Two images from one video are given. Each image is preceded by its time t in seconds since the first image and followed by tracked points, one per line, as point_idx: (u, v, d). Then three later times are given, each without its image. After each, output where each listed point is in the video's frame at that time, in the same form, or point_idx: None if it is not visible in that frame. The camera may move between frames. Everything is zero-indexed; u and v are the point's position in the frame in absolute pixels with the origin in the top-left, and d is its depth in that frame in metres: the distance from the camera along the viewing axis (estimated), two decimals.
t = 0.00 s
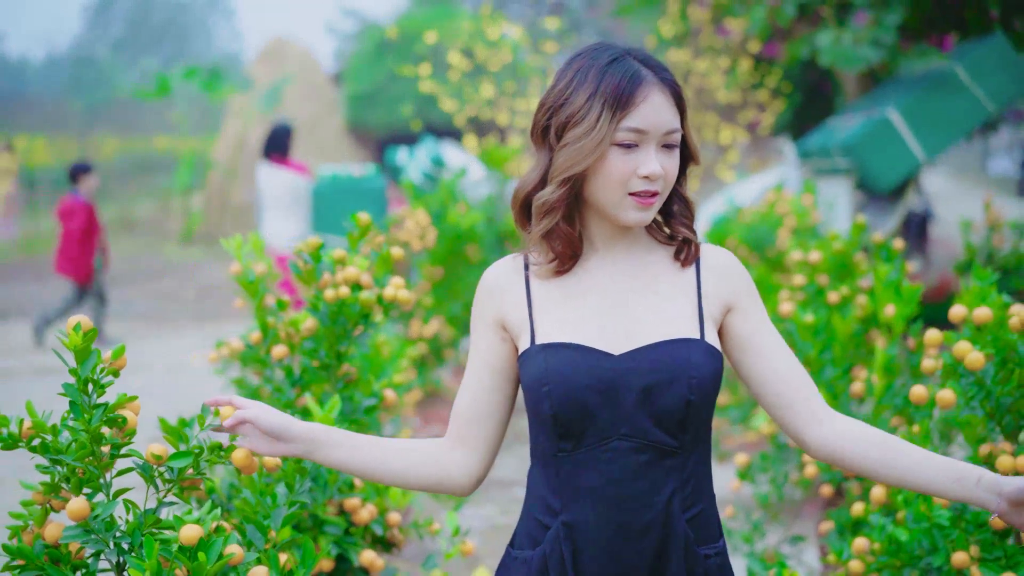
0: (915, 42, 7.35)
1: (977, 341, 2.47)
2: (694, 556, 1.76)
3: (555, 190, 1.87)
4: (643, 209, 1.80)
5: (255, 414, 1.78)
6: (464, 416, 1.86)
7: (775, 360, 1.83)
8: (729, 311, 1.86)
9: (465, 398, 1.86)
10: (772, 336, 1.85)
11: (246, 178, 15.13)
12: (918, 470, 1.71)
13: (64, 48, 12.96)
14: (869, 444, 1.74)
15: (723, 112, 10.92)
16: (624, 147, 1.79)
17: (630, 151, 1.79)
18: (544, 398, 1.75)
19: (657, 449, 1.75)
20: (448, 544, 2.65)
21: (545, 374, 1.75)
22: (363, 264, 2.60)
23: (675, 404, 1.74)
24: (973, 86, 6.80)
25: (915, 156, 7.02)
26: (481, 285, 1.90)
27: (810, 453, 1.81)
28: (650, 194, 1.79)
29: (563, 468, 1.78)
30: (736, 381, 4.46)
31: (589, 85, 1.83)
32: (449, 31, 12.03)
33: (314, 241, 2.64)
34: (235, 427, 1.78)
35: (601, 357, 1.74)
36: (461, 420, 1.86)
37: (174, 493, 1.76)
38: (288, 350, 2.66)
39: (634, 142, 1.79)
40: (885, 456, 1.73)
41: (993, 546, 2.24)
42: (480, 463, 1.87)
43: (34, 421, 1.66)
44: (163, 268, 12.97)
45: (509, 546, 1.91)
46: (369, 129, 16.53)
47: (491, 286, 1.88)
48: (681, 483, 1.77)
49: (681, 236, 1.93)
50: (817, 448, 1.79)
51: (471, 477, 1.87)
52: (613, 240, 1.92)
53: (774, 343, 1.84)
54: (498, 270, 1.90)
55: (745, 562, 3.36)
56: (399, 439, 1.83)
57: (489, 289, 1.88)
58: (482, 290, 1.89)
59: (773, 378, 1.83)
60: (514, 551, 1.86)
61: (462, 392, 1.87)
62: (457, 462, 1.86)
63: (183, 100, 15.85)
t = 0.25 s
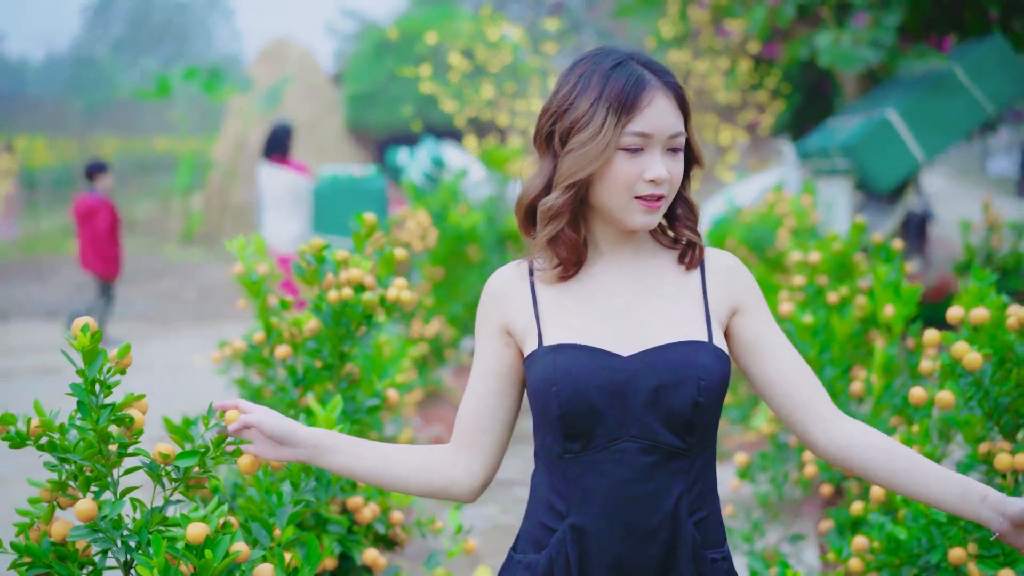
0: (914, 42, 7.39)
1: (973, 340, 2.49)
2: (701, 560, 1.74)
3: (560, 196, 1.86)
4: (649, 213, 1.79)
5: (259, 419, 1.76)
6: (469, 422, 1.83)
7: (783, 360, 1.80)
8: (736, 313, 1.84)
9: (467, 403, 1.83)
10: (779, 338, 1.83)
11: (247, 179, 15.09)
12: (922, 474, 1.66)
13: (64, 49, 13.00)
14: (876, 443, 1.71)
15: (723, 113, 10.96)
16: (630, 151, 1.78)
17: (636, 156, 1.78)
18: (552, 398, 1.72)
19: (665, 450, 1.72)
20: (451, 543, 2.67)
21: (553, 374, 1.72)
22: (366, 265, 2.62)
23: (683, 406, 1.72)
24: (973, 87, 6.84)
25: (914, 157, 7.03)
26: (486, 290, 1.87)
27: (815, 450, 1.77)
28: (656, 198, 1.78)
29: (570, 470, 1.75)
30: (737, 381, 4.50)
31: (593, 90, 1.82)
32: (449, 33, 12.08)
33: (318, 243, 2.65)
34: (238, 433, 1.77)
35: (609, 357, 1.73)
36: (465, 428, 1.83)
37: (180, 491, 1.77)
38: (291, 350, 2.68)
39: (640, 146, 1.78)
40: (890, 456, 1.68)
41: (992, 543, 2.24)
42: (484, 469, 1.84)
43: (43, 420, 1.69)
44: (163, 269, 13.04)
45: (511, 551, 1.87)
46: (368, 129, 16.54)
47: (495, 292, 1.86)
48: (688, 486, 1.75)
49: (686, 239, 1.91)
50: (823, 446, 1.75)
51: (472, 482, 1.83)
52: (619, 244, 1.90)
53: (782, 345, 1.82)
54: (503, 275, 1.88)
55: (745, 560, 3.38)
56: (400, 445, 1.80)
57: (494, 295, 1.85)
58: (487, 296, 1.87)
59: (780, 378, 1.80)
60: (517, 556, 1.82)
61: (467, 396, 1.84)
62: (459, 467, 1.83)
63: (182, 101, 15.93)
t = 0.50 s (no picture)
0: (913, 43, 7.42)
1: (971, 341, 2.51)
2: (705, 561, 1.73)
3: (569, 199, 1.83)
4: (656, 214, 1.78)
5: (261, 421, 1.77)
6: (470, 426, 1.82)
7: (787, 363, 1.79)
8: (739, 315, 1.83)
9: (468, 406, 1.82)
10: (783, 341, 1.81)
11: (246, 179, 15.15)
12: (920, 488, 1.67)
13: (64, 49, 13.19)
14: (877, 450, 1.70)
15: (723, 113, 10.99)
16: (637, 152, 1.77)
17: (643, 156, 1.76)
18: (554, 401, 1.72)
19: (668, 452, 1.72)
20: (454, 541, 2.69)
21: (554, 378, 1.72)
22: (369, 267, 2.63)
23: (686, 406, 1.71)
24: (973, 87, 6.84)
25: (914, 157, 7.04)
26: (488, 294, 1.86)
27: (815, 452, 1.76)
28: (662, 198, 1.77)
29: (572, 472, 1.75)
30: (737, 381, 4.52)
31: (599, 91, 1.80)
32: (449, 33, 12.11)
33: (323, 245, 2.68)
34: (239, 434, 1.78)
35: (611, 359, 1.72)
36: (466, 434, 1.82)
37: (186, 490, 1.78)
38: (295, 350, 2.71)
39: (647, 146, 1.76)
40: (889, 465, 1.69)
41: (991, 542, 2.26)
42: (485, 472, 1.83)
43: (50, 419, 1.70)
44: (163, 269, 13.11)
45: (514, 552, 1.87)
46: (368, 129, 16.52)
47: (498, 296, 1.85)
48: (690, 489, 1.74)
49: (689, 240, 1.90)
50: (825, 450, 1.74)
51: (472, 486, 1.82)
52: (624, 246, 1.88)
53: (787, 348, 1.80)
54: (506, 278, 1.86)
55: (746, 559, 3.40)
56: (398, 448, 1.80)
57: (496, 299, 1.84)
58: (489, 300, 1.86)
59: (784, 381, 1.78)
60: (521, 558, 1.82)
61: (468, 399, 1.83)
62: (459, 469, 1.82)
63: (183, 101, 15.94)
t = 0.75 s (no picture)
0: (913, 43, 7.44)
1: (970, 341, 2.52)
2: (705, 564, 1.73)
3: (578, 196, 1.82)
4: (665, 210, 1.78)
5: (263, 418, 1.77)
6: (470, 428, 1.83)
7: (794, 366, 1.79)
8: (743, 316, 1.82)
9: (469, 408, 1.84)
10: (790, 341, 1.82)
11: (246, 179, 15.23)
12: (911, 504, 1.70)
13: (64, 50, 12.98)
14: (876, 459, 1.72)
15: (723, 114, 11.02)
16: (647, 148, 1.76)
17: (653, 152, 1.76)
18: (554, 406, 1.73)
19: (668, 457, 1.72)
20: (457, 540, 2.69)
21: (554, 383, 1.73)
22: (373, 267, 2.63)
23: (686, 410, 1.71)
24: (973, 88, 6.87)
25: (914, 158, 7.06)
26: (490, 293, 1.88)
27: (815, 451, 1.78)
28: (671, 194, 1.77)
29: (573, 477, 1.75)
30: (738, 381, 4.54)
31: (608, 88, 1.80)
32: (450, 34, 12.15)
33: (328, 245, 2.70)
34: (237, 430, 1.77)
35: (611, 364, 1.72)
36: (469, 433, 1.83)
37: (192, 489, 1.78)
38: (300, 350, 2.71)
39: (657, 142, 1.76)
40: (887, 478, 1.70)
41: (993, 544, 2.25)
42: (487, 473, 1.84)
43: (57, 418, 1.72)
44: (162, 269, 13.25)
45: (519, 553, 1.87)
46: (369, 129, 16.56)
47: (500, 297, 1.86)
48: (691, 491, 1.74)
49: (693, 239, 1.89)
50: (826, 451, 1.76)
51: (473, 485, 1.83)
52: (629, 243, 1.88)
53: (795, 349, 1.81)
54: (508, 279, 1.87)
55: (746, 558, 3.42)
56: (405, 448, 1.81)
57: (498, 299, 1.86)
58: (491, 303, 1.87)
59: (791, 383, 1.79)
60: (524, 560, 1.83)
61: (471, 399, 1.84)
62: (460, 470, 1.83)
63: (183, 102, 16.02)
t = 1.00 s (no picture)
0: (913, 44, 7.46)
1: (970, 341, 2.53)
2: (708, 566, 1.72)
3: (592, 186, 1.80)
4: (675, 203, 1.77)
5: (266, 417, 1.78)
6: (473, 428, 1.83)
7: (799, 365, 1.79)
8: (747, 314, 1.81)
9: (472, 407, 1.83)
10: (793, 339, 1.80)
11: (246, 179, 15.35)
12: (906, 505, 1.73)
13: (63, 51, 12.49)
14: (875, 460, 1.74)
15: (723, 114, 11.04)
16: (659, 139, 1.76)
17: (664, 144, 1.76)
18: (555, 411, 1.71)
19: (670, 460, 1.71)
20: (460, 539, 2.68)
21: (555, 388, 1.71)
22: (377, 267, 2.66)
23: (688, 413, 1.70)
24: (972, 88, 6.88)
25: (914, 158, 7.06)
26: (493, 289, 1.87)
27: (814, 448, 1.79)
28: (682, 186, 1.77)
29: (574, 480, 1.74)
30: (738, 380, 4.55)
31: (619, 80, 1.80)
32: (450, 34, 12.16)
33: (332, 246, 2.72)
34: (242, 433, 1.79)
35: (611, 367, 1.71)
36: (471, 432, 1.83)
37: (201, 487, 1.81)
38: (303, 350, 2.71)
39: (668, 134, 1.77)
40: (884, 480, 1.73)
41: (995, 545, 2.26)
42: (488, 473, 1.83)
43: (66, 416, 1.74)
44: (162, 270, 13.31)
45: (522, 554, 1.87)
46: (370, 129, 16.56)
47: (503, 294, 1.85)
48: (694, 493, 1.73)
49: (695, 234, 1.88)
50: (826, 449, 1.77)
51: (475, 485, 1.83)
52: (637, 236, 1.87)
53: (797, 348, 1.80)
54: (512, 276, 1.86)
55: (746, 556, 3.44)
56: (409, 448, 1.82)
57: (500, 296, 1.85)
58: (493, 300, 1.86)
59: (795, 383, 1.78)
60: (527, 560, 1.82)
61: (474, 399, 1.84)
62: (460, 470, 1.83)
63: (183, 102, 16.04)
